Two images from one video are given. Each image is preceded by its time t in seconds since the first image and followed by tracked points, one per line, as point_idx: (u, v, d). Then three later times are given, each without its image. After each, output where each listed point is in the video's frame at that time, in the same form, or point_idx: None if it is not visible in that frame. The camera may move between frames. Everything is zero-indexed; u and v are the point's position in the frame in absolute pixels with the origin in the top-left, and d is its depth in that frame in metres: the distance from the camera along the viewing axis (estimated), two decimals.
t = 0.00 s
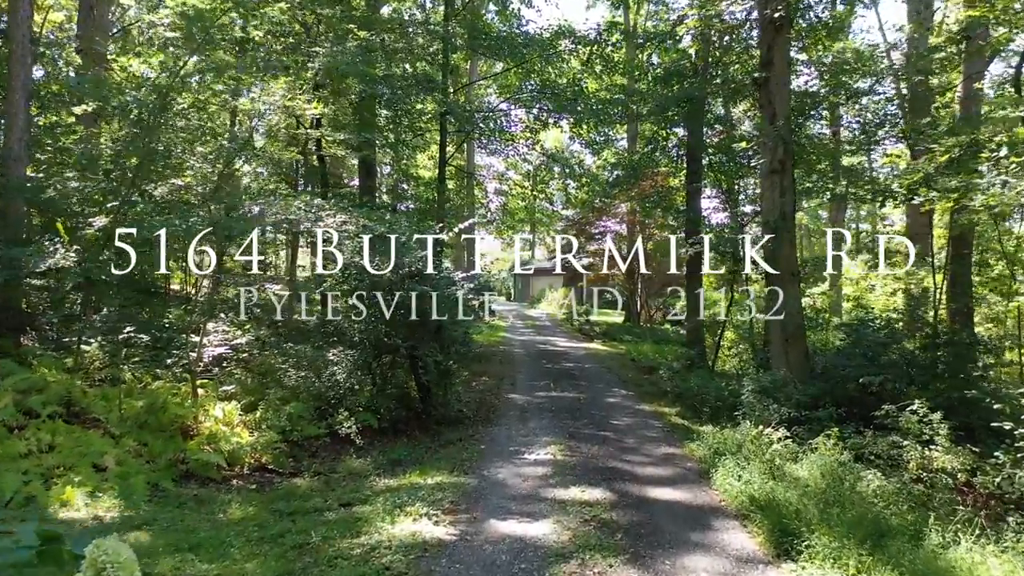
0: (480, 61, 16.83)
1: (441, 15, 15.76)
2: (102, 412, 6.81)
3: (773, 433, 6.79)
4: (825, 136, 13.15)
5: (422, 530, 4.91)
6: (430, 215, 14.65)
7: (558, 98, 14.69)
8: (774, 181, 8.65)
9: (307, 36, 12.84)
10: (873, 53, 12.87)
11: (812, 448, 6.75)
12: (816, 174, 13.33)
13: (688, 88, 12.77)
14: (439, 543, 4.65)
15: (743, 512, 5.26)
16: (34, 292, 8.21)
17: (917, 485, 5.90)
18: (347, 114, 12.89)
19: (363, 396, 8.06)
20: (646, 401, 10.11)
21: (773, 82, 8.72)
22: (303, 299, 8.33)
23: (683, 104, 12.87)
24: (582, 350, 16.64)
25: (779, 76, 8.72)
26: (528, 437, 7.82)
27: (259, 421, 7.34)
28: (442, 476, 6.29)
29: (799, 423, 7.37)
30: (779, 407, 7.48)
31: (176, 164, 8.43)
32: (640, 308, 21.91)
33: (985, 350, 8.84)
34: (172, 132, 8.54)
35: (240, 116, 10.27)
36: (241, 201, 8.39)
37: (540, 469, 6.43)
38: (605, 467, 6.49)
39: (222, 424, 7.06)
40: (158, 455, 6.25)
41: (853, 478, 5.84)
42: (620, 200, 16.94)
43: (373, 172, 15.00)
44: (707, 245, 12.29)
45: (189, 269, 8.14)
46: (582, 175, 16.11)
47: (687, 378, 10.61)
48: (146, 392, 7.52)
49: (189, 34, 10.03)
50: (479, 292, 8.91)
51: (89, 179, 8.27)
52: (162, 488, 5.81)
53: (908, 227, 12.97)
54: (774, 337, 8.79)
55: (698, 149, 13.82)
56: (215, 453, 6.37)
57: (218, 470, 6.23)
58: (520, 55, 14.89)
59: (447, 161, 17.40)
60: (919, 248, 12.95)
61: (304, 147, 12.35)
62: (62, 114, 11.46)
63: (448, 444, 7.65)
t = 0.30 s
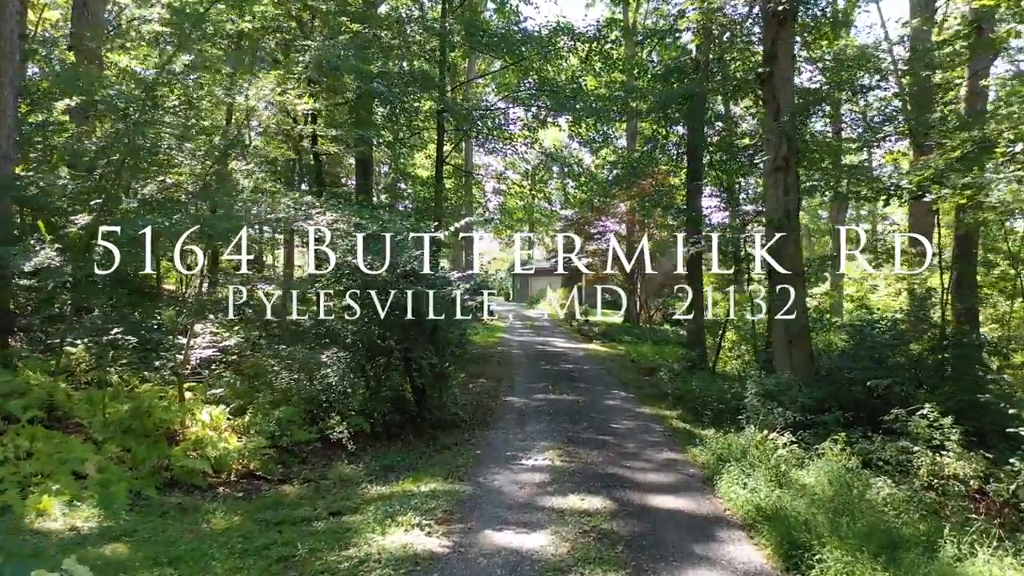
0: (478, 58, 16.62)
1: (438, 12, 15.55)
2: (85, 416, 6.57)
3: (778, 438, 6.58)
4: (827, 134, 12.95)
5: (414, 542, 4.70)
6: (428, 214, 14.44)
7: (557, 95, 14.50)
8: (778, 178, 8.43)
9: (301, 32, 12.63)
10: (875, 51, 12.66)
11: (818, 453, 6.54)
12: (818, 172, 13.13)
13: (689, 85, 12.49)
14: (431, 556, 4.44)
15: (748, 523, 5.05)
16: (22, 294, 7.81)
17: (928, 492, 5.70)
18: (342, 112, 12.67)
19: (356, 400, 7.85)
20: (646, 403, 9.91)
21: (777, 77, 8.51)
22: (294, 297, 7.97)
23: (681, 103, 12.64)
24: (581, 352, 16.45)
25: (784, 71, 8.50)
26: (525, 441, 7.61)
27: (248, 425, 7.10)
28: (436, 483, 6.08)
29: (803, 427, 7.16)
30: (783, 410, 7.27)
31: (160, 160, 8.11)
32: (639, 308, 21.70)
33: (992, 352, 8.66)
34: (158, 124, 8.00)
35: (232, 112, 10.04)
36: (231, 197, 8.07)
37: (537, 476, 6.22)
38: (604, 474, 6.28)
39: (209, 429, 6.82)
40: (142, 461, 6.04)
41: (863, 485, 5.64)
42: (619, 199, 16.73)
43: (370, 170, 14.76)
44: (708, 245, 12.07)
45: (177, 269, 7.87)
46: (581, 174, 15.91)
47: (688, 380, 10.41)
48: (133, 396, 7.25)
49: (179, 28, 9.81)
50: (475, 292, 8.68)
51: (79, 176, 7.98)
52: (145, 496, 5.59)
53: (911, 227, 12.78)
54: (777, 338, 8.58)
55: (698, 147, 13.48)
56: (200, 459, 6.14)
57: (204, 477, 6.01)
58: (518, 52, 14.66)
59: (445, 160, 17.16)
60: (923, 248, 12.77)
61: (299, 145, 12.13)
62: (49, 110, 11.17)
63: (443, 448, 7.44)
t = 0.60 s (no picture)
0: (475, 56, 16.40)
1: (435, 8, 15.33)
2: (65, 421, 6.32)
3: (785, 444, 6.35)
4: (831, 130, 12.71)
5: (404, 556, 4.46)
6: (425, 213, 14.20)
7: (556, 93, 14.29)
8: (782, 176, 8.21)
9: (295, 28, 12.41)
10: (879, 47, 12.43)
11: (825, 459, 6.31)
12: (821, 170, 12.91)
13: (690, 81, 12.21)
14: (422, 572, 4.20)
15: (757, 535, 4.80)
16: None
17: (942, 501, 5.47)
18: (337, 110, 12.42)
19: (348, 404, 7.62)
20: (647, 406, 9.69)
21: (782, 71, 8.27)
22: (288, 297, 7.70)
23: (681, 99, 12.30)
24: (580, 352, 16.26)
25: (788, 66, 8.27)
26: (522, 446, 7.39)
27: (234, 431, 6.83)
28: (429, 491, 5.84)
29: (809, 432, 6.94)
30: (788, 414, 7.05)
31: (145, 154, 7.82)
32: (638, 308, 21.48)
33: (1000, 354, 8.45)
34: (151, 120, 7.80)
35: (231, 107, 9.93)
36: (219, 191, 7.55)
37: (534, 483, 5.98)
38: (605, 481, 6.04)
39: (195, 433, 6.61)
40: (122, 469, 5.80)
41: (873, 493, 5.41)
42: (619, 198, 16.52)
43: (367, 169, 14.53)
44: (710, 244, 11.85)
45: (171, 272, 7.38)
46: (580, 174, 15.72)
47: (690, 382, 10.18)
48: (117, 399, 6.99)
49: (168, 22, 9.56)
50: (471, 292, 8.44)
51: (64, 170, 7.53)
52: (124, 506, 5.35)
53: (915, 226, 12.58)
54: (781, 339, 8.36)
55: (699, 143, 13.17)
56: (184, 467, 5.89)
57: (187, 485, 5.77)
58: (516, 49, 14.50)
59: (442, 158, 16.94)
60: (927, 248, 12.55)
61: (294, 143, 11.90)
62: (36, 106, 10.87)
63: (438, 454, 7.21)
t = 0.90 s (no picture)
0: (473, 52, 16.17)
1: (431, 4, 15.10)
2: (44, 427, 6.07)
3: (792, 451, 6.10)
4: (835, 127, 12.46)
5: (392, 571, 4.20)
6: (421, 211, 13.95)
7: (555, 89, 14.06)
8: (787, 172, 7.95)
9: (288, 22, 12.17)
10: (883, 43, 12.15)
11: (834, 466, 6.06)
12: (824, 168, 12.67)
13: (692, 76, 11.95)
14: None
15: (765, 549, 4.55)
16: None
17: (958, 511, 5.22)
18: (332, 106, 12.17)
19: (338, 408, 7.35)
20: (647, 409, 9.44)
21: (787, 65, 8.01)
22: (287, 296, 7.44)
23: (682, 95, 11.99)
24: (579, 353, 16.01)
25: (793, 59, 8.01)
26: (519, 452, 7.13)
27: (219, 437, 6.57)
28: (421, 500, 5.58)
29: (818, 437, 6.66)
30: (795, 419, 6.80)
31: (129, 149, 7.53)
32: (638, 309, 21.20)
33: (1011, 356, 8.20)
34: (125, 112, 7.35)
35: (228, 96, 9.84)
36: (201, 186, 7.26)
37: (531, 492, 5.72)
38: (604, 490, 5.79)
39: (177, 440, 6.44)
40: (99, 478, 5.56)
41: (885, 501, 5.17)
42: (618, 197, 16.29)
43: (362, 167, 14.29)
44: (711, 243, 11.61)
45: (165, 269, 7.07)
46: (579, 172, 15.48)
47: (692, 384, 9.93)
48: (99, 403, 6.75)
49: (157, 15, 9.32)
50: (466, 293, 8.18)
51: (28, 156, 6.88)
52: (100, 517, 5.09)
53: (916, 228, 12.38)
54: (786, 341, 8.10)
55: (700, 141, 12.92)
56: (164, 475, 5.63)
57: (168, 495, 5.51)
58: (513, 46, 14.29)
59: (440, 156, 16.69)
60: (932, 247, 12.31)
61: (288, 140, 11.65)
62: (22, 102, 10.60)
63: (432, 460, 6.95)
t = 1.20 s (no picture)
0: (470, 49, 15.92)
1: None
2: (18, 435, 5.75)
3: (801, 459, 5.82)
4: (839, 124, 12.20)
5: None
6: (417, 209, 13.66)
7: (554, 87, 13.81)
8: (793, 169, 7.69)
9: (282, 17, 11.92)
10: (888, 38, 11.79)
11: (845, 474, 5.78)
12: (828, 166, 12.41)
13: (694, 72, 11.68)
14: None
15: (776, 566, 4.28)
16: None
17: (978, 524, 4.95)
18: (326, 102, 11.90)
19: (328, 413, 7.07)
20: (648, 413, 9.16)
21: (793, 57, 7.73)
22: (282, 296, 7.18)
23: (683, 92, 11.63)
24: (579, 355, 15.73)
25: (800, 51, 7.72)
26: (515, 459, 6.85)
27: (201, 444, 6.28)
28: (412, 512, 5.31)
29: (826, 444, 6.42)
30: (803, 424, 6.52)
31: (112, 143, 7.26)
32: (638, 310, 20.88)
33: None
34: (106, 105, 7.05)
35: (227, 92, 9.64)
36: (183, 181, 6.94)
37: (528, 503, 5.45)
38: (605, 500, 5.51)
39: (157, 448, 6.11)
40: (73, 488, 5.28)
41: (902, 513, 4.88)
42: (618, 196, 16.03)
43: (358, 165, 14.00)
44: (714, 242, 11.34)
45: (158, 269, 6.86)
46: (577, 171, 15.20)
47: (694, 387, 9.66)
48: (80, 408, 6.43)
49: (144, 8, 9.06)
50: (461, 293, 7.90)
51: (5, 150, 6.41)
52: (72, 530, 4.80)
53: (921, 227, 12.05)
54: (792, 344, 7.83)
55: (701, 138, 12.65)
56: (141, 485, 5.36)
57: (145, 506, 5.23)
58: (512, 42, 14.02)
59: (436, 155, 16.41)
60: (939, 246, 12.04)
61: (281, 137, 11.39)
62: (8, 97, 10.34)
63: (424, 468, 6.66)
